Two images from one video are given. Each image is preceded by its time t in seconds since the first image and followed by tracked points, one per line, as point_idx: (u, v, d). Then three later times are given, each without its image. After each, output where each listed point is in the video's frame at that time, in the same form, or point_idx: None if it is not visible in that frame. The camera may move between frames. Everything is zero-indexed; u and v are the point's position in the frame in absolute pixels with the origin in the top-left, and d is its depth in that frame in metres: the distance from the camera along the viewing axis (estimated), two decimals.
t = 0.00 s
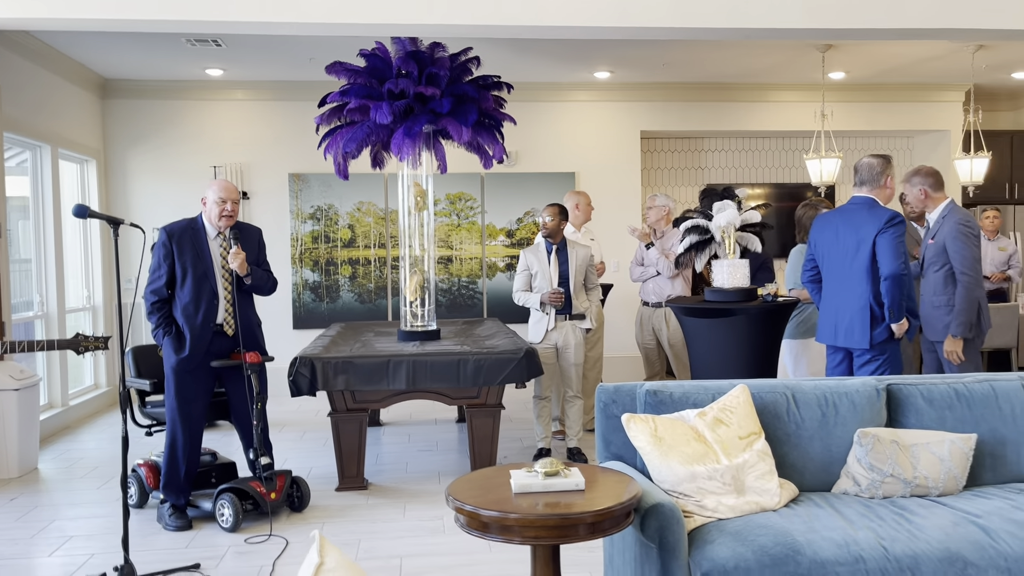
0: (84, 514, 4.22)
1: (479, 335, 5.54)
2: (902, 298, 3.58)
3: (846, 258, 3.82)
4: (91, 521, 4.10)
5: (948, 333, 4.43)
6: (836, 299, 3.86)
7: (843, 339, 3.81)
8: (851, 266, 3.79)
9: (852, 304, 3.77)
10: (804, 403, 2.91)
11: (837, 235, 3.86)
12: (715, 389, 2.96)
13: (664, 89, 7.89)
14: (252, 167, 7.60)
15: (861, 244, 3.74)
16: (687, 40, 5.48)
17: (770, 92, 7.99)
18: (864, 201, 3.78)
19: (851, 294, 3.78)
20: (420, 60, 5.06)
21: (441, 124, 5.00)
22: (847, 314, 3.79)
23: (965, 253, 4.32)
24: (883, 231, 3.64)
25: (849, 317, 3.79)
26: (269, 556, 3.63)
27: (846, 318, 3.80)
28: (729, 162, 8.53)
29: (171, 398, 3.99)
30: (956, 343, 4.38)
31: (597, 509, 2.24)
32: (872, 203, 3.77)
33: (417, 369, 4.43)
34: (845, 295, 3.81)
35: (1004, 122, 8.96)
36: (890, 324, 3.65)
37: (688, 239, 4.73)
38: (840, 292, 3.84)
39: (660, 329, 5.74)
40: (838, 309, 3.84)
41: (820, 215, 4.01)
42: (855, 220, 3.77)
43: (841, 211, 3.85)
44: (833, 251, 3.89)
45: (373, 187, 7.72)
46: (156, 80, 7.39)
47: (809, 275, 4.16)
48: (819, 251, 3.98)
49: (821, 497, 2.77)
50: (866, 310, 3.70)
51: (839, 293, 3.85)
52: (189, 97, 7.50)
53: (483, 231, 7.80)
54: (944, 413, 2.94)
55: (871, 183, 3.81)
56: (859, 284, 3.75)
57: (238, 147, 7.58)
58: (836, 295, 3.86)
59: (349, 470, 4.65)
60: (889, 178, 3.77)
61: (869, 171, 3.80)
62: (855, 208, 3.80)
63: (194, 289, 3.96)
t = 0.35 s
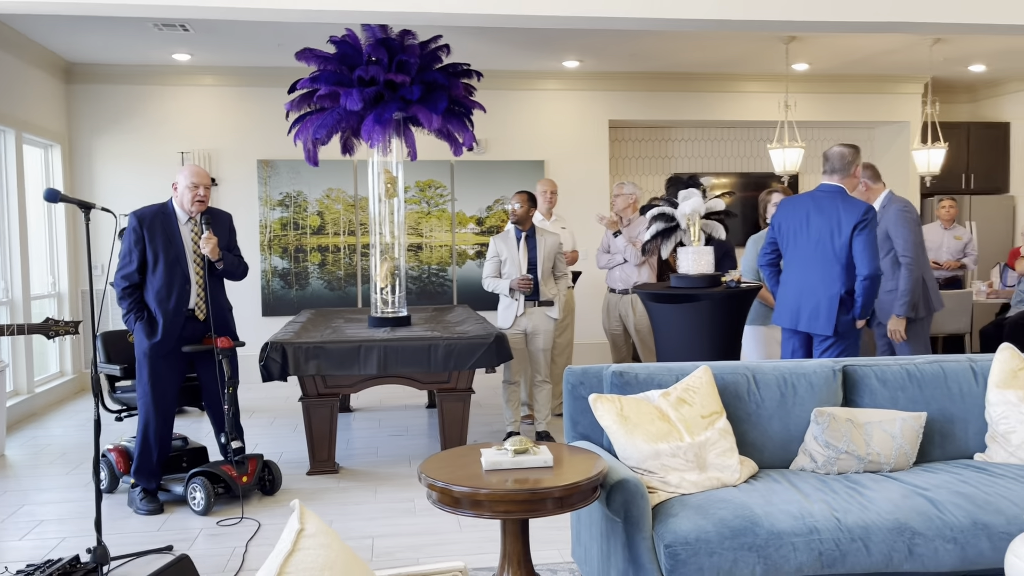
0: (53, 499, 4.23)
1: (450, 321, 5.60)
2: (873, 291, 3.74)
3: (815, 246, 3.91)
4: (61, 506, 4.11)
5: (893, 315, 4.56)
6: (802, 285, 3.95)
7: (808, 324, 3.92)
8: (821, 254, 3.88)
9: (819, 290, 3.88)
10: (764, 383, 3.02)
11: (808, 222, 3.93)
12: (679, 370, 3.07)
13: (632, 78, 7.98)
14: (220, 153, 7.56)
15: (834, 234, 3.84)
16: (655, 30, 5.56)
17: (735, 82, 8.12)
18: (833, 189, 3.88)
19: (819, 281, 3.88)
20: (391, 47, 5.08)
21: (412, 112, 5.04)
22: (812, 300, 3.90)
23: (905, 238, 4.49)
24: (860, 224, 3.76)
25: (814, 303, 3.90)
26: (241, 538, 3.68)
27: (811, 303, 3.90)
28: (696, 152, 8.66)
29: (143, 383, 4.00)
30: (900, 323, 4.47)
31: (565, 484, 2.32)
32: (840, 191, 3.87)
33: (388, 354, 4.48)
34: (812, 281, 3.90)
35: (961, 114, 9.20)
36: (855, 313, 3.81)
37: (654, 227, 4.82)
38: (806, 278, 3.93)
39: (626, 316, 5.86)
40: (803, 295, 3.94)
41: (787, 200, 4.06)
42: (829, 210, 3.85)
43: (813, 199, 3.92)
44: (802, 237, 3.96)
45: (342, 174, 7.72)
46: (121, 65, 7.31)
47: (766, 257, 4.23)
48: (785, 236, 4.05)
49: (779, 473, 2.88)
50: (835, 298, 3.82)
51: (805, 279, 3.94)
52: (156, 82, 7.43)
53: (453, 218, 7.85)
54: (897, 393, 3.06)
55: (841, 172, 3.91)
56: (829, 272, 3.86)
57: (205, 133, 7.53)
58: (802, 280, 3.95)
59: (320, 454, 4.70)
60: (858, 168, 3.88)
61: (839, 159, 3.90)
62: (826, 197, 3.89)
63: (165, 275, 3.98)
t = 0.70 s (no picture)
0: (38, 509, 4.24)
1: (434, 331, 5.66)
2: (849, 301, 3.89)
3: (791, 258, 4.00)
4: (47, 515, 4.14)
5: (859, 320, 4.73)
6: (778, 296, 4.03)
7: (786, 335, 3.99)
8: (798, 266, 3.98)
9: (797, 302, 3.97)
10: (740, 391, 3.12)
11: (784, 235, 4.02)
12: (658, 379, 3.15)
13: (613, 91, 8.10)
14: (204, 163, 7.59)
15: (810, 247, 3.95)
16: (635, 45, 5.67)
17: (714, 95, 8.26)
18: (804, 203, 4.01)
19: (796, 292, 3.97)
20: (376, 61, 5.16)
21: (397, 125, 5.11)
22: (789, 311, 3.99)
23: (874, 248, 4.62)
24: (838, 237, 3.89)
25: (790, 314, 3.99)
26: (228, 546, 3.72)
27: (788, 314, 3.99)
28: (676, 163, 8.78)
29: (129, 393, 4.04)
30: (865, 328, 4.66)
31: (547, 491, 2.39)
32: (811, 204, 4.00)
33: (373, 363, 4.54)
34: (788, 293, 3.99)
35: (934, 127, 9.39)
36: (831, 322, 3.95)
37: (634, 238, 4.94)
38: (783, 290, 4.01)
39: (607, 325, 5.94)
40: (781, 306, 4.02)
41: (761, 213, 4.13)
42: (806, 223, 3.96)
43: (789, 213, 4.02)
44: (777, 250, 4.05)
45: (326, 185, 7.77)
46: (106, 76, 7.34)
47: (737, 268, 4.30)
48: (760, 249, 4.12)
49: (755, 479, 2.97)
50: (813, 310, 3.93)
51: (781, 291, 4.02)
52: (140, 93, 7.46)
53: (437, 228, 7.92)
54: (867, 400, 3.17)
55: (812, 186, 4.03)
56: (806, 284, 3.96)
57: (189, 143, 7.56)
58: (778, 292, 4.03)
59: (305, 463, 4.74)
60: (827, 182, 4.02)
61: (809, 174, 4.02)
62: (801, 211, 3.99)
63: (153, 286, 4.03)
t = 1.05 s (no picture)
0: (39, 512, 4.31)
1: (430, 336, 5.73)
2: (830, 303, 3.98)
3: (772, 266, 4.08)
4: (49, 518, 4.21)
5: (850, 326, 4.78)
6: (761, 305, 4.09)
7: (773, 342, 4.05)
8: (778, 274, 4.05)
9: (780, 309, 4.05)
10: (728, 397, 3.19)
11: (762, 245, 4.10)
12: (647, 385, 3.22)
13: (608, 99, 8.19)
14: (203, 170, 7.67)
15: (788, 253, 4.04)
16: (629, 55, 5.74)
17: (708, 104, 8.35)
18: (775, 212, 4.09)
19: (779, 300, 4.05)
20: (373, 71, 5.24)
21: (394, 133, 5.20)
22: (774, 318, 4.05)
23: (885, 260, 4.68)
24: (813, 242, 3.99)
25: (776, 321, 4.05)
26: (226, 548, 3.79)
27: (774, 322, 4.06)
28: (670, 170, 8.87)
29: (130, 398, 4.11)
30: (856, 334, 4.70)
31: (537, 493, 2.46)
32: (782, 212, 4.09)
33: (369, 368, 4.61)
34: (771, 300, 4.06)
35: (926, 134, 9.49)
36: (814, 325, 4.04)
37: (627, 245, 5.01)
38: (766, 298, 4.08)
39: (601, 331, 6.02)
40: (765, 314, 4.08)
41: (735, 224, 4.20)
42: (781, 231, 4.05)
43: (763, 222, 4.10)
44: (757, 259, 4.12)
45: (324, 192, 7.85)
46: (106, 84, 7.42)
47: (716, 281, 4.33)
48: (739, 259, 4.19)
49: (741, 482, 3.05)
50: (797, 315, 4.01)
51: (764, 299, 4.09)
52: (141, 101, 7.55)
53: (433, 235, 8.00)
54: (852, 405, 3.25)
55: (780, 194, 4.10)
56: (788, 291, 4.04)
57: (189, 151, 7.64)
58: (761, 300, 4.09)
59: (302, 466, 4.81)
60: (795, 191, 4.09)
61: (778, 183, 4.09)
62: (773, 220, 4.08)
63: (153, 292, 4.10)
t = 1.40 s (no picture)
0: (47, 509, 4.38)
1: (431, 339, 5.80)
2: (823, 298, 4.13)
3: (768, 268, 4.12)
4: (56, 515, 4.28)
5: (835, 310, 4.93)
6: (760, 307, 4.13)
7: (775, 341, 4.11)
8: (776, 276, 4.12)
9: (779, 309, 4.11)
10: (722, 395, 3.26)
11: (757, 248, 4.13)
12: (644, 383, 3.29)
13: (608, 105, 8.27)
14: (208, 174, 7.76)
15: (783, 255, 4.11)
16: (628, 61, 5.82)
17: (707, 109, 8.43)
18: (757, 217, 4.15)
19: (777, 301, 4.11)
20: (376, 77, 5.32)
21: (396, 138, 5.27)
22: (774, 319, 4.11)
23: (892, 267, 4.76)
24: (805, 241, 4.11)
25: (775, 321, 4.11)
26: (230, 544, 3.85)
27: (774, 322, 4.11)
28: (670, 176, 8.95)
29: (136, 397, 4.19)
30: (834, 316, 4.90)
31: (535, 485, 2.52)
32: (768, 216, 4.16)
33: (372, 369, 4.68)
34: (769, 302, 4.11)
35: (925, 140, 9.56)
36: (808, 322, 4.17)
37: (626, 248, 5.07)
38: (765, 300, 4.12)
39: (601, 334, 6.09)
40: (765, 316, 4.12)
41: (725, 229, 4.19)
42: (775, 233, 4.12)
43: (755, 225, 4.14)
44: (752, 262, 4.15)
45: (328, 196, 7.93)
46: (112, 89, 7.51)
47: (705, 288, 4.28)
48: (733, 263, 4.18)
49: (736, 478, 3.11)
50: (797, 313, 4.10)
51: (762, 301, 4.13)
52: (147, 106, 7.64)
53: (435, 239, 8.07)
54: (845, 403, 3.31)
55: (762, 200, 4.16)
56: (785, 291, 4.11)
57: (193, 155, 7.73)
58: (759, 302, 4.13)
59: (305, 466, 4.88)
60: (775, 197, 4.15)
61: (758, 188, 4.15)
62: (758, 224, 4.14)
63: (159, 293, 4.17)
